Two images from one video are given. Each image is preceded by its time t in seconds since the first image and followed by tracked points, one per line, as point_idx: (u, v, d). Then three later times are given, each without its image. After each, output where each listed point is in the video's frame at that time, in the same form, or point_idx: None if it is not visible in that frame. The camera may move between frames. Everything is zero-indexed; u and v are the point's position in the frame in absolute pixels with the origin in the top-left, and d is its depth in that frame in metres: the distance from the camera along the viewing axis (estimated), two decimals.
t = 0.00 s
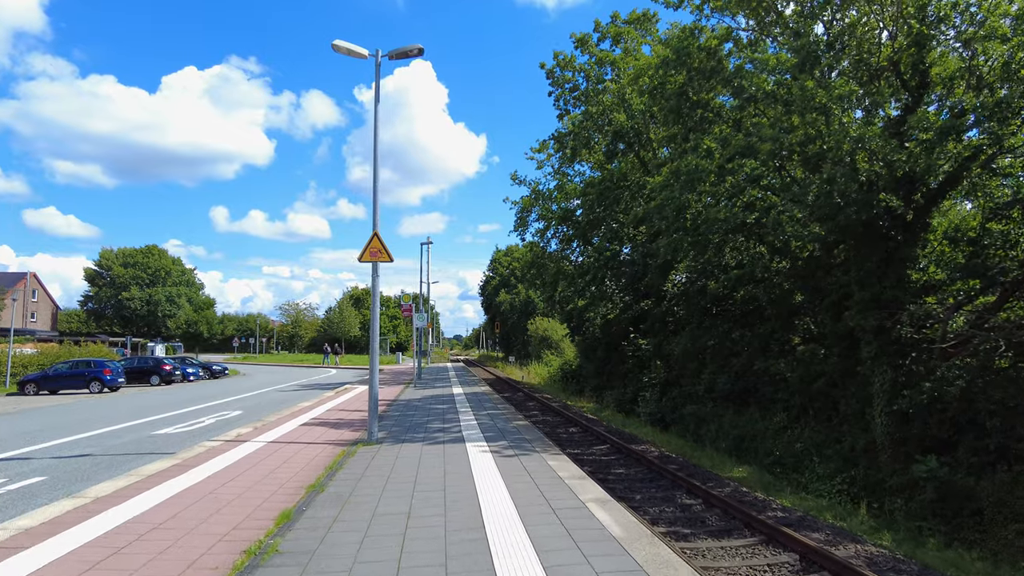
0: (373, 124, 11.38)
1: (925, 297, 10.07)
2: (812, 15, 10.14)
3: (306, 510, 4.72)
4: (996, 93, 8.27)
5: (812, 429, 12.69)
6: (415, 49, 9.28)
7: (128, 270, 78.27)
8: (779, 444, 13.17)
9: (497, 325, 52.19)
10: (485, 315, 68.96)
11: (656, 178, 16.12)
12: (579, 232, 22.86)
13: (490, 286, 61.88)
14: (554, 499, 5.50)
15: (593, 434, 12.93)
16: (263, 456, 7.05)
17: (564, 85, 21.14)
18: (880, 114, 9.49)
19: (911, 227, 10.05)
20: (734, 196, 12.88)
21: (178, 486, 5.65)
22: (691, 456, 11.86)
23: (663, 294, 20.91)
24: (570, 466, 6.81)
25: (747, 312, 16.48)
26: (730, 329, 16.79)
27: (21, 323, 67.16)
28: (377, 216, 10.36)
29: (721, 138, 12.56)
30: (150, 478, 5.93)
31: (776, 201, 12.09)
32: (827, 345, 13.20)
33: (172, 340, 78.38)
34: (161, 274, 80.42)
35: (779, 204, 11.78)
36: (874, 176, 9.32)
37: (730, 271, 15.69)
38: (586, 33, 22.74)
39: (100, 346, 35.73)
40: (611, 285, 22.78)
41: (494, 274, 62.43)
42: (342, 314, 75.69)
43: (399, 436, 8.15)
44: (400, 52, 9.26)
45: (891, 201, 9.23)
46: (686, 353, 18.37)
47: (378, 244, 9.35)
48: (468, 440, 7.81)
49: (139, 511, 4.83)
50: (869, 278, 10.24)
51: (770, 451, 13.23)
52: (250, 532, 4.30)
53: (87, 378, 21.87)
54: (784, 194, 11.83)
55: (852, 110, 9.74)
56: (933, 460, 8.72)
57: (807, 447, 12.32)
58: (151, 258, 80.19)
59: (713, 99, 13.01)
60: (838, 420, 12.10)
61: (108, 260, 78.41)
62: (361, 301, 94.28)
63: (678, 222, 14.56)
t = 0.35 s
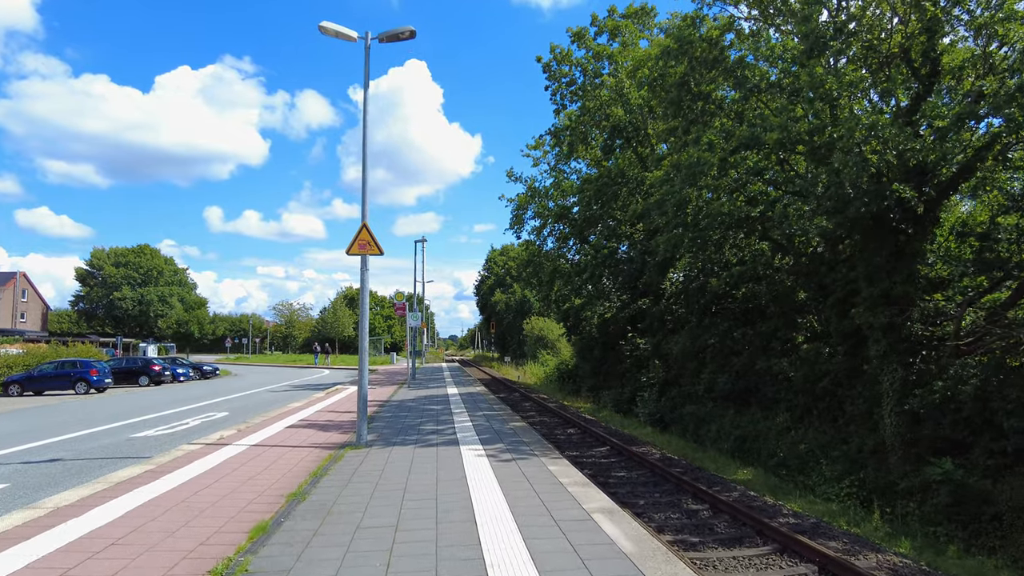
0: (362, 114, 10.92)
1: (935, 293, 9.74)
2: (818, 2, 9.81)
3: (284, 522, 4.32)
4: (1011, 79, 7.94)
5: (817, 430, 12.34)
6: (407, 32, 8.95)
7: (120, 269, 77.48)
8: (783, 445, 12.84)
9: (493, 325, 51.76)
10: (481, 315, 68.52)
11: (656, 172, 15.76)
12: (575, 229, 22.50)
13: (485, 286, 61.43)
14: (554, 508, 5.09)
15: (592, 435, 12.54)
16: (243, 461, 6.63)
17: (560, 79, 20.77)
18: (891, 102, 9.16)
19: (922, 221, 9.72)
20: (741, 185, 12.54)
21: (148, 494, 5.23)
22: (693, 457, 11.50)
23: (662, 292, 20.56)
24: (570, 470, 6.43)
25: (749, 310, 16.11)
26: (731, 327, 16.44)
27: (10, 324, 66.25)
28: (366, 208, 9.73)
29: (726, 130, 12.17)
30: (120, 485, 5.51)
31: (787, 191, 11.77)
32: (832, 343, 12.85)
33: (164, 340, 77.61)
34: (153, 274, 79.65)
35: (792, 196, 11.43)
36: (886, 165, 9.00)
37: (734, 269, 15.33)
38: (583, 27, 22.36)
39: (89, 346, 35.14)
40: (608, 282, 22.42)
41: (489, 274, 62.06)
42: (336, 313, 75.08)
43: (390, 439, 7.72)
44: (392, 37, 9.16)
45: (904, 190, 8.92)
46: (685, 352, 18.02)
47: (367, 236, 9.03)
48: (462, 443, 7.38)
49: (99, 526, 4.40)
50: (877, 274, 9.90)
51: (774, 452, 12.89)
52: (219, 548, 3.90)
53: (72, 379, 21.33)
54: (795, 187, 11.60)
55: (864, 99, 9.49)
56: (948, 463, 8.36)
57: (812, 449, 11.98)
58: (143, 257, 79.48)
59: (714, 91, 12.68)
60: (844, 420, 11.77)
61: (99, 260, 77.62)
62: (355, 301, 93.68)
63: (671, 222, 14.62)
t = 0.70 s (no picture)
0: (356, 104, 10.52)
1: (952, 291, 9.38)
2: None
3: (265, 541, 3.94)
4: None
5: (827, 432, 12.00)
6: (401, 14, 8.58)
7: (115, 268, 76.96)
8: (791, 448, 12.48)
9: (491, 324, 51.38)
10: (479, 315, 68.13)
11: (660, 168, 15.41)
12: (575, 227, 22.15)
13: (484, 285, 61.04)
14: (561, 519, 4.73)
15: (595, 437, 12.17)
16: (228, 468, 6.22)
17: (560, 74, 20.39)
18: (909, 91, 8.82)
19: (938, 216, 9.37)
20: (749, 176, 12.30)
21: (119, 506, 4.84)
22: (699, 461, 11.15)
23: (663, 291, 20.22)
24: (577, 478, 6.04)
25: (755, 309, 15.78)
26: (735, 327, 16.08)
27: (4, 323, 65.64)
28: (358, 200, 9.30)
29: (734, 123, 11.82)
30: (90, 496, 5.12)
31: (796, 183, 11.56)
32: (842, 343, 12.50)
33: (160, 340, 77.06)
34: (149, 273, 79.12)
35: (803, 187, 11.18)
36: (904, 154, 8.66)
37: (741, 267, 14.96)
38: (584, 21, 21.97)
39: (81, 346, 34.67)
40: (608, 281, 22.06)
41: (487, 273, 61.69)
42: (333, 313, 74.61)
43: (385, 443, 7.35)
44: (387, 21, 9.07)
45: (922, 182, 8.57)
46: (688, 352, 17.65)
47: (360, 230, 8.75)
48: (461, 448, 7.00)
49: (60, 546, 4.02)
50: (892, 271, 9.55)
51: (781, 455, 12.54)
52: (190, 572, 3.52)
53: (62, 379, 20.88)
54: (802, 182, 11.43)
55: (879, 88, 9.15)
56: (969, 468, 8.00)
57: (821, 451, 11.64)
58: (138, 256, 78.97)
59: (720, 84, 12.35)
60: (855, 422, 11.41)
61: (95, 259, 77.06)
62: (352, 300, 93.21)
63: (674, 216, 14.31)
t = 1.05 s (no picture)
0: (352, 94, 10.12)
1: (971, 291, 9.01)
2: None
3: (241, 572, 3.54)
4: None
5: (838, 437, 11.62)
6: None
7: (111, 268, 76.45)
8: (801, 453, 12.10)
9: (490, 324, 51.00)
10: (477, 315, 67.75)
11: (666, 165, 15.05)
12: (575, 227, 21.79)
13: (483, 285, 60.68)
14: (569, 538, 4.34)
15: (599, 442, 11.76)
16: (210, 480, 5.82)
17: (562, 69, 20.00)
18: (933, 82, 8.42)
19: (957, 212, 8.98)
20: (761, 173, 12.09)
21: (87, 524, 4.45)
22: (705, 466, 10.80)
23: (666, 291, 19.87)
24: (585, 491, 5.64)
25: (761, 309, 15.41)
26: (741, 328, 15.71)
27: None
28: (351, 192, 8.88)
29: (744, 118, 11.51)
30: (55, 513, 4.71)
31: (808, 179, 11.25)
32: (853, 344, 12.13)
33: (157, 340, 76.59)
34: (145, 272, 78.64)
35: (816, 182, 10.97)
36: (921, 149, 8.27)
37: (749, 266, 14.57)
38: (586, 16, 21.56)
39: (73, 347, 34.18)
40: (609, 281, 21.68)
41: (486, 273, 61.31)
42: (331, 313, 74.19)
43: (380, 451, 6.95)
44: (383, 5, 9.12)
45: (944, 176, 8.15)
46: (692, 353, 17.27)
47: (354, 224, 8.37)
48: (461, 456, 6.60)
49: None
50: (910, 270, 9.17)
51: (790, 460, 12.16)
52: None
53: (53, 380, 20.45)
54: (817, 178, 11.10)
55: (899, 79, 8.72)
56: (994, 476, 7.63)
57: (832, 457, 11.26)
58: (134, 255, 78.47)
59: (728, 77, 12.05)
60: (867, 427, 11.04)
61: (91, 258, 76.63)
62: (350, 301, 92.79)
63: (682, 215, 14.22)
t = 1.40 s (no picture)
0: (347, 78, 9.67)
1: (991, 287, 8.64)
2: None
3: None
4: None
5: (849, 439, 11.26)
6: None
7: (106, 267, 75.88)
8: (809, 455, 11.73)
9: (487, 324, 50.57)
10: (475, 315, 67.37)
11: (670, 159, 14.71)
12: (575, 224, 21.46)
13: (480, 284, 60.31)
14: (580, 554, 3.95)
15: (602, 445, 11.33)
16: (189, 489, 5.41)
17: (562, 63, 19.60)
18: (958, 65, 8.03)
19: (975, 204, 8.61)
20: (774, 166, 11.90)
21: (46, 540, 4.05)
22: (712, 469, 10.45)
23: (668, 289, 19.54)
24: (594, 499, 5.25)
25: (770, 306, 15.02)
26: (745, 326, 15.33)
27: None
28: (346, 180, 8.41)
29: (751, 109, 11.28)
30: (16, 526, 4.32)
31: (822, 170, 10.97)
32: (863, 343, 11.78)
33: (152, 339, 76.04)
34: (140, 271, 78.12)
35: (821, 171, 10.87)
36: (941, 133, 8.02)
37: (756, 263, 14.19)
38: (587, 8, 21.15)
39: (64, 346, 33.77)
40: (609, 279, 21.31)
41: (484, 272, 60.89)
42: (327, 313, 73.71)
43: (374, 455, 6.55)
44: None
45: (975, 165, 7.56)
46: (695, 352, 16.90)
47: (347, 214, 7.97)
48: (459, 461, 6.19)
49: None
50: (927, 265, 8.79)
51: (798, 463, 11.80)
52: None
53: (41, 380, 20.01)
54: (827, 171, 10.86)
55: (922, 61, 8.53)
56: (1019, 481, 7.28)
57: (844, 459, 10.89)
58: (129, 255, 77.93)
59: (733, 66, 11.81)
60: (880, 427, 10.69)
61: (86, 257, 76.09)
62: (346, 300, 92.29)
63: (689, 215, 14.26)
